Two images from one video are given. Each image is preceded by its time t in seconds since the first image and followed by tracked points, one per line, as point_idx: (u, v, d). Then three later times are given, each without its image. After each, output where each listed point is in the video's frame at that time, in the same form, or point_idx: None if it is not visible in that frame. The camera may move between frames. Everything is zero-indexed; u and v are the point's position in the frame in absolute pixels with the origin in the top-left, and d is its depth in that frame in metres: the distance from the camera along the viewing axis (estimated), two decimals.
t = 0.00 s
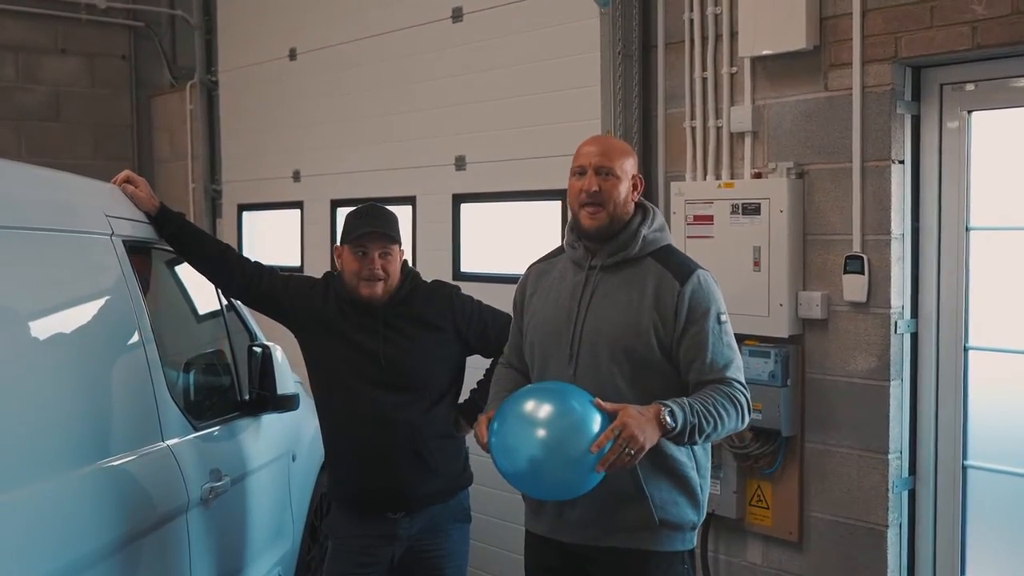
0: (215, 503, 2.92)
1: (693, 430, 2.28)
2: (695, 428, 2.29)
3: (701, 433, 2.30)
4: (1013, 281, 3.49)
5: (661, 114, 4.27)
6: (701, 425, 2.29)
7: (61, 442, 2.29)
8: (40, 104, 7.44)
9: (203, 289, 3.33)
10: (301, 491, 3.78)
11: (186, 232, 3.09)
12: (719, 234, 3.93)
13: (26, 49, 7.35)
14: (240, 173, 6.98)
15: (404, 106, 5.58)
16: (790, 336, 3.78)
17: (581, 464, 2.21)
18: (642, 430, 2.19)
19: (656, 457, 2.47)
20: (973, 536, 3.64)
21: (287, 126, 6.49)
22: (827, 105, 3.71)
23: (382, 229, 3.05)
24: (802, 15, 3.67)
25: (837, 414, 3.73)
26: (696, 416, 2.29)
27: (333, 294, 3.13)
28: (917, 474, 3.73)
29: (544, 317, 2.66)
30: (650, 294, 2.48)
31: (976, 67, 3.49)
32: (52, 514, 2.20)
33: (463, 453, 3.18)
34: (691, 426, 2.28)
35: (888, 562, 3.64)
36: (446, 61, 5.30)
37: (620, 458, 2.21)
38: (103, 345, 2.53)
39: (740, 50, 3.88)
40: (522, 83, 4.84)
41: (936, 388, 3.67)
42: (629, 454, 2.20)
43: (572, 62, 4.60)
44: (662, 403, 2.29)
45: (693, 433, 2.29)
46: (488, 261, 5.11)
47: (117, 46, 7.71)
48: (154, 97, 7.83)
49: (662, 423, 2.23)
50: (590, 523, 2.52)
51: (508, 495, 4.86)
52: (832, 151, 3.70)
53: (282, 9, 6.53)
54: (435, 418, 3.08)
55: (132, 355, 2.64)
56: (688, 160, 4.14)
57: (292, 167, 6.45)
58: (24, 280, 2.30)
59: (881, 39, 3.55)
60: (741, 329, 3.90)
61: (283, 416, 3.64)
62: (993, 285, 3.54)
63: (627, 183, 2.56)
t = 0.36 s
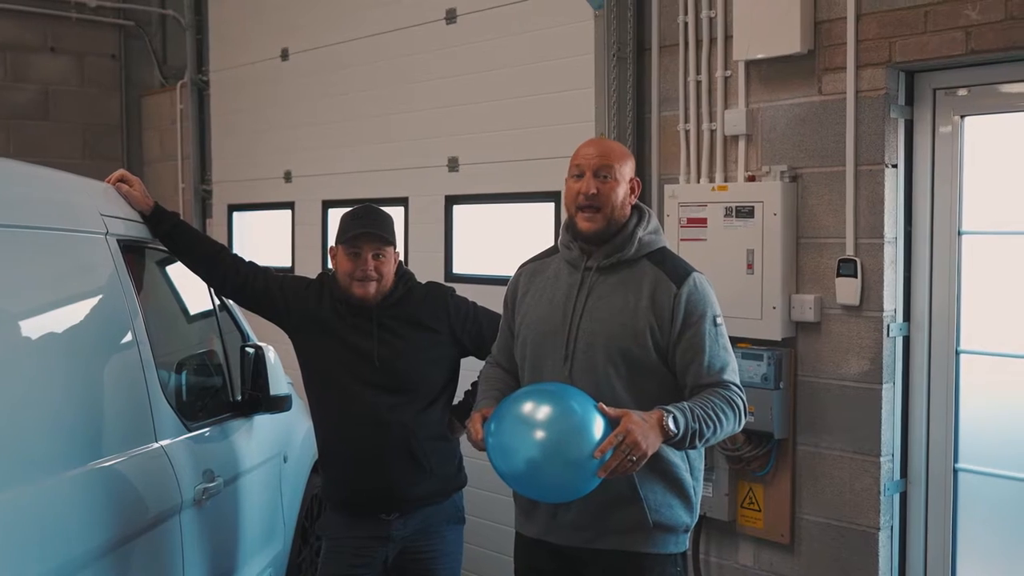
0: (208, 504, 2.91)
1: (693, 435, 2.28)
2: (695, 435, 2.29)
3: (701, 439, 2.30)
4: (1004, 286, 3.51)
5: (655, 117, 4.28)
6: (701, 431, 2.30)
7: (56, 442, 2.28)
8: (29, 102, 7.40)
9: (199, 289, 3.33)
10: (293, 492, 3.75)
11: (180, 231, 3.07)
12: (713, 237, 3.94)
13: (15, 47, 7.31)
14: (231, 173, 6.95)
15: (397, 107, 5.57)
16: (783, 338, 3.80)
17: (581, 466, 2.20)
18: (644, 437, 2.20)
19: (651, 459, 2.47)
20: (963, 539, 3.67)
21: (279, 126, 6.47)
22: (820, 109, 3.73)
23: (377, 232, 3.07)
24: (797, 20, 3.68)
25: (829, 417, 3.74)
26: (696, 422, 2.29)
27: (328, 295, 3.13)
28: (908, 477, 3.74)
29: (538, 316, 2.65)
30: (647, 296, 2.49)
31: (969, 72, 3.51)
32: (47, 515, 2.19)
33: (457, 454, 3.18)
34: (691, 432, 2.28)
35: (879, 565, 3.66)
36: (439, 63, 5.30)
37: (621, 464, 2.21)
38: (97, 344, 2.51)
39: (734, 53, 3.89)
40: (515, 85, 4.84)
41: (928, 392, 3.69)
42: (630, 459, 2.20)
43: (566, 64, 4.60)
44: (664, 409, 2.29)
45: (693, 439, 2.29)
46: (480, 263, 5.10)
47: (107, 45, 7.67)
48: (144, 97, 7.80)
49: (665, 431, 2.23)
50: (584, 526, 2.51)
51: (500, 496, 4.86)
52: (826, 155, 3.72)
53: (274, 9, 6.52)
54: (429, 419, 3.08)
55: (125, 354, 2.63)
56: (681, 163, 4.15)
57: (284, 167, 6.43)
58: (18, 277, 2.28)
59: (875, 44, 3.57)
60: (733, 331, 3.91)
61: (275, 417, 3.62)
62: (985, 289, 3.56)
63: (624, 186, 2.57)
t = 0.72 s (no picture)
0: (200, 502, 2.89)
1: (691, 447, 2.29)
2: (692, 447, 2.29)
3: (698, 449, 2.31)
4: (996, 286, 3.53)
5: (648, 116, 4.28)
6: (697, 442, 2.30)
7: (49, 441, 2.26)
8: (17, 99, 7.35)
9: (191, 286, 3.31)
10: (285, 491, 3.74)
11: (173, 229, 3.05)
12: (706, 236, 3.94)
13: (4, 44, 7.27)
14: (221, 171, 6.92)
15: (389, 106, 5.55)
16: (775, 338, 3.80)
17: (574, 471, 2.20)
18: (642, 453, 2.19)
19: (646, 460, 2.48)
20: (954, 538, 3.68)
21: (270, 124, 6.45)
22: (813, 109, 3.74)
23: (371, 231, 3.04)
24: (791, 20, 3.69)
25: (821, 416, 3.75)
26: (692, 433, 2.29)
27: (321, 294, 3.11)
28: (900, 477, 3.76)
29: (532, 315, 2.64)
30: (643, 297, 2.49)
31: (962, 73, 3.52)
32: (39, 514, 2.17)
33: (450, 454, 3.17)
34: (688, 444, 2.28)
35: (871, 565, 3.67)
36: (431, 61, 5.28)
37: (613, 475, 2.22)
38: (88, 342, 2.50)
39: (728, 53, 3.90)
40: (508, 84, 4.83)
41: (920, 391, 3.70)
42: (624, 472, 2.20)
43: (559, 63, 4.59)
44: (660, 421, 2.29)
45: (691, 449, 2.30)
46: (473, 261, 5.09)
47: (96, 42, 7.63)
48: (134, 94, 7.76)
49: (662, 445, 2.23)
50: (579, 526, 2.50)
51: (492, 495, 4.85)
52: (819, 155, 3.73)
53: (266, 7, 6.49)
54: (421, 419, 3.07)
55: (117, 352, 2.61)
56: (674, 162, 4.15)
57: (275, 166, 6.41)
58: (10, 274, 2.26)
59: (868, 44, 3.58)
60: (726, 331, 3.92)
61: (266, 416, 3.60)
62: (977, 289, 3.57)
63: (620, 184, 2.56)
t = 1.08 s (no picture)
0: (192, 499, 2.87)
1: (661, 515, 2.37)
2: (659, 513, 2.37)
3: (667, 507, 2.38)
4: (989, 285, 3.53)
5: (642, 114, 4.27)
6: (660, 503, 2.37)
7: (40, 436, 2.25)
8: (8, 94, 7.31)
9: (183, 281, 3.29)
10: (276, 488, 3.72)
11: (165, 226, 3.05)
12: (700, 235, 3.94)
13: None
14: (213, 168, 6.89)
15: (381, 103, 5.53)
16: (768, 336, 3.80)
17: None
18: (627, 560, 2.37)
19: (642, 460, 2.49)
20: (946, 537, 3.69)
21: (262, 120, 6.42)
22: (808, 108, 3.73)
23: (364, 229, 3.00)
24: (785, 18, 3.69)
25: (814, 415, 3.75)
26: (652, 505, 2.36)
27: (315, 291, 3.10)
28: (892, 476, 3.77)
29: (526, 316, 2.64)
30: (632, 296, 2.48)
31: (956, 73, 3.53)
32: (31, 510, 2.16)
33: (443, 452, 3.17)
34: (651, 520, 2.36)
35: (863, 563, 3.67)
36: (424, 58, 5.27)
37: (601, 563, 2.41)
38: (79, 336, 2.48)
39: (722, 50, 3.89)
40: (502, 81, 4.82)
41: (913, 391, 3.71)
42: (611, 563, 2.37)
43: (553, 61, 4.58)
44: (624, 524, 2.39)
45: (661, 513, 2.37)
46: (466, 259, 5.08)
47: (88, 36, 7.59)
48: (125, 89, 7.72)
49: (637, 546, 2.37)
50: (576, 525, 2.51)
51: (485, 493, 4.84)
52: (813, 154, 3.73)
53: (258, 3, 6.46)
54: (415, 416, 3.06)
55: (108, 348, 2.60)
56: (669, 160, 4.14)
57: (267, 162, 6.38)
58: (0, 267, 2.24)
59: (862, 43, 3.58)
60: (719, 329, 3.91)
61: (258, 413, 3.58)
62: (970, 289, 3.58)
63: (616, 182, 2.56)
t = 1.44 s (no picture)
0: (184, 498, 2.85)
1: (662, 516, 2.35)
2: (658, 512, 2.34)
3: (669, 508, 2.36)
4: (986, 286, 3.53)
5: (639, 113, 4.26)
6: (659, 501, 2.35)
7: (31, 435, 2.23)
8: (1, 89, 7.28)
9: (176, 278, 3.27)
10: (269, 486, 3.70)
11: (158, 222, 3.03)
12: (696, 234, 3.93)
13: None
14: (207, 164, 6.86)
15: (377, 100, 5.50)
16: (764, 336, 3.79)
17: None
18: (625, 558, 2.34)
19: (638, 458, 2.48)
20: (941, 537, 3.69)
21: (257, 117, 6.40)
22: (804, 107, 3.73)
23: (358, 231, 2.97)
24: (783, 17, 3.68)
25: (810, 416, 3.75)
26: (651, 503, 2.34)
27: (309, 289, 3.08)
28: (887, 476, 3.76)
29: (522, 317, 2.63)
30: (627, 295, 2.47)
31: (953, 73, 3.52)
32: (21, 509, 2.13)
33: (437, 450, 3.15)
34: (650, 518, 2.34)
35: (858, 564, 3.67)
36: (420, 55, 5.24)
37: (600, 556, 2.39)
38: (71, 334, 2.46)
39: (719, 49, 3.88)
40: (498, 79, 4.80)
41: (908, 391, 3.70)
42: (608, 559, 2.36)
43: (549, 59, 4.56)
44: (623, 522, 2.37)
45: (662, 514, 2.35)
46: (461, 257, 5.06)
47: (82, 32, 7.56)
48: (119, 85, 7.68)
49: (636, 545, 2.34)
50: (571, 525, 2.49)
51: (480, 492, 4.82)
52: (810, 154, 3.72)
53: None
54: (409, 414, 3.04)
55: (100, 345, 2.58)
56: (665, 159, 4.13)
57: (261, 159, 6.36)
58: None
59: (859, 43, 3.57)
60: (715, 329, 3.90)
61: (251, 411, 3.56)
62: (965, 289, 3.58)
63: (609, 180, 2.54)
